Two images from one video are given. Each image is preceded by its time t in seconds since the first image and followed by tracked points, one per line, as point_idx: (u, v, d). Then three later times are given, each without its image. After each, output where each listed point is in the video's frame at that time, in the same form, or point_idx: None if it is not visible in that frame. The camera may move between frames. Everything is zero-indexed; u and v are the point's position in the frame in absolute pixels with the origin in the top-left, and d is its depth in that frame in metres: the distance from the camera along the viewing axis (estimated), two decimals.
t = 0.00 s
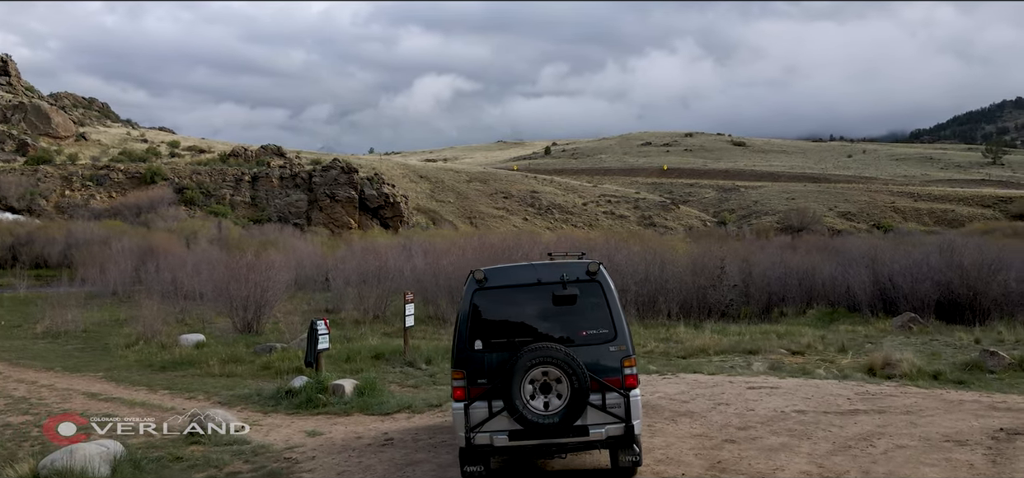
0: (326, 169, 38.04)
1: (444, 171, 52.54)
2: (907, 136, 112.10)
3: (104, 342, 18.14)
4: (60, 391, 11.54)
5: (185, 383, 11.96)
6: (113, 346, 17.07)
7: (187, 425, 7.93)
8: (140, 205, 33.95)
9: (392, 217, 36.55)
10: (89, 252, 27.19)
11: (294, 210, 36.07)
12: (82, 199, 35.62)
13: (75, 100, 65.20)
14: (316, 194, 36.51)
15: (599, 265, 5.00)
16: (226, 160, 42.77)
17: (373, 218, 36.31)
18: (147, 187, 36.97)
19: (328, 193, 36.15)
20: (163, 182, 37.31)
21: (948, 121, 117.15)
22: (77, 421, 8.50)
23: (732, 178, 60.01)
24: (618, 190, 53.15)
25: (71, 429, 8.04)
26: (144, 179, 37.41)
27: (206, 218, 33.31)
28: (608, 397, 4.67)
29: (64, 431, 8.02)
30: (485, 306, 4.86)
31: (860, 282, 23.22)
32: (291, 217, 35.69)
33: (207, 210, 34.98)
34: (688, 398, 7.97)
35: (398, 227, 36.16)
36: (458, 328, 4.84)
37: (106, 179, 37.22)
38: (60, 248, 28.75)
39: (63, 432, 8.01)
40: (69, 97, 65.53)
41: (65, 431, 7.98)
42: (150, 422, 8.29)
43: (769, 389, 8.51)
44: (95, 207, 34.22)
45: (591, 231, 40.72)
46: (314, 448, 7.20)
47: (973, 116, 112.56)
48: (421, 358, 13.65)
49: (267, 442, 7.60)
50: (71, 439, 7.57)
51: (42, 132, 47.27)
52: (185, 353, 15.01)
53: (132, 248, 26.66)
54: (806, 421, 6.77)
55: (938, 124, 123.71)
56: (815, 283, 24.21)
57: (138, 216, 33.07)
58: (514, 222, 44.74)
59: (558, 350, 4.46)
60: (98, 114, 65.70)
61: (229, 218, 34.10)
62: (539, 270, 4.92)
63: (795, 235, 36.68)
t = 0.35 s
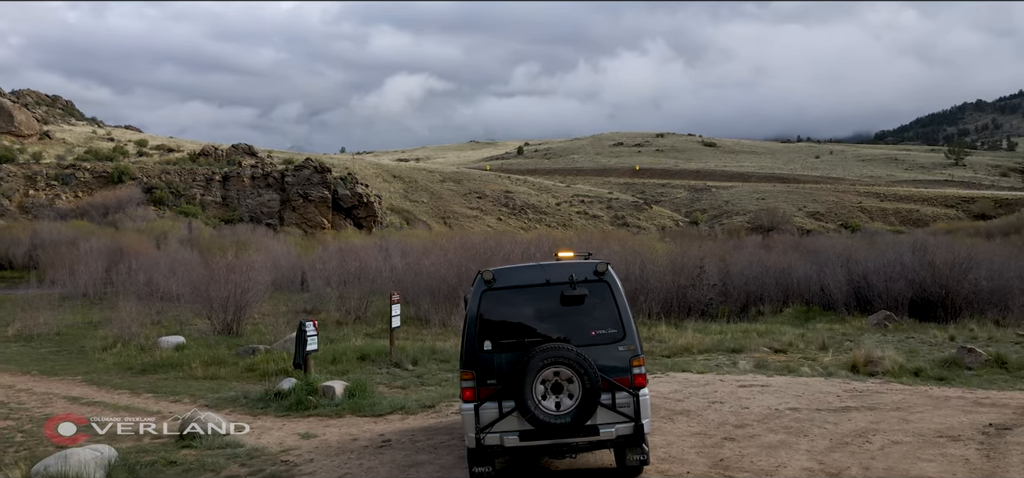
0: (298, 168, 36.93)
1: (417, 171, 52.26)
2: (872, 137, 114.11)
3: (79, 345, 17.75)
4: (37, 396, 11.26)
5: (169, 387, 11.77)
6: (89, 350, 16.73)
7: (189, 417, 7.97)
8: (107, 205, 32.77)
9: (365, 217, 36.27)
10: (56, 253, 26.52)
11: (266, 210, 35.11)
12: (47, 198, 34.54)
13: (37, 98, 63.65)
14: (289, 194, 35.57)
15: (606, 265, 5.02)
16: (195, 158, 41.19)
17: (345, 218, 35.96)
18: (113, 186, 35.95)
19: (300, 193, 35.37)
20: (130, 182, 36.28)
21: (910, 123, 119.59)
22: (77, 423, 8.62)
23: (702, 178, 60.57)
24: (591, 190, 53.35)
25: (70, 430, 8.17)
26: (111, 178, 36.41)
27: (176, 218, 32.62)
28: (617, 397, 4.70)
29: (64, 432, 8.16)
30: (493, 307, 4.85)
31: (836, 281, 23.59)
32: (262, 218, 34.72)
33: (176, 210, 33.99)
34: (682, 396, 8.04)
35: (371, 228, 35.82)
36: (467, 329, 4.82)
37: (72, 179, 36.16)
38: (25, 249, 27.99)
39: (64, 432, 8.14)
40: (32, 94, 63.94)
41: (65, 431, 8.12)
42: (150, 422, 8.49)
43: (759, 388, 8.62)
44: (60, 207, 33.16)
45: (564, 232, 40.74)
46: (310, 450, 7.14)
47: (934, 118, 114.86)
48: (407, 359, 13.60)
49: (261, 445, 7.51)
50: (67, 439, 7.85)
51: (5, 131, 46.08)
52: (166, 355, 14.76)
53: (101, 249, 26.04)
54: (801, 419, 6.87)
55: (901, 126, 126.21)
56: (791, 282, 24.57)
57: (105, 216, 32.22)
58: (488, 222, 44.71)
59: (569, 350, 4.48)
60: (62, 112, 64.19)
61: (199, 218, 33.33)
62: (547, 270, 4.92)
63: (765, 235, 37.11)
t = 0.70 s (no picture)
0: (268, 168, 36.31)
1: (389, 171, 51.96)
2: (835, 139, 116.17)
3: (50, 348, 17.33)
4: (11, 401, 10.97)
5: (149, 390, 11.57)
6: (63, 353, 16.35)
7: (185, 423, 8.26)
8: (72, 205, 31.95)
9: (337, 217, 36.00)
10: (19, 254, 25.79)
11: (235, 210, 34.50)
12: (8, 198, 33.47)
13: None
14: (259, 194, 34.99)
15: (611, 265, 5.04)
16: (162, 157, 40.37)
17: (317, 218, 35.58)
18: (77, 186, 34.98)
19: (271, 193, 34.89)
20: (95, 181, 35.35)
21: (872, 125, 122.12)
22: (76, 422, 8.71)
23: (671, 179, 61.12)
24: (563, 190, 53.53)
25: (72, 430, 8.24)
26: (75, 178, 35.43)
27: (143, 218, 31.97)
28: (625, 395, 4.73)
29: (65, 431, 8.23)
30: (499, 307, 4.86)
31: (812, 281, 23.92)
32: (231, 218, 34.12)
33: (143, 210, 33.24)
34: (675, 395, 8.11)
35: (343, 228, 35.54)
36: (475, 328, 4.82)
37: (34, 178, 34.97)
38: None
39: (64, 432, 8.22)
40: None
41: (66, 431, 8.20)
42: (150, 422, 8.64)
43: (748, 386, 8.73)
44: (23, 207, 32.20)
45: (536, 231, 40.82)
46: (305, 453, 7.07)
47: (896, 120, 117.24)
48: (392, 360, 13.53)
49: (254, 448, 7.42)
50: (67, 438, 7.97)
51: None
52: (144, 358, 14.49)
53: (66, 249, 25.40)
54: (795, 416, 6.96)
55: (864, 127, 128.74)
56: (766, 280, 24.85)
57: (69, 215, 31.41)
58: (460, 222, 44.62)
59: (578, 349, 4.51)
60: (20, 110, 62.49)
61: (167, 218, 32.69)
62: (554, 269, 4.94)
63: (733, 234, 37.56)
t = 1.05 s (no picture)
0: (238, 168, 35.62)
1: (360, 171, 51.56)
2: (800, 140, 118.04)
3: (19, 352, 16.87)
4: None
5: (130, 394, 11.35)
6: (35, 356, 15.95)
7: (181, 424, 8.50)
8: (34, 204, 31.17)
9: (308, 218, 35.08)
10: None
11: (204, 210, 33.79)
12: None
13: None
14: (228, 193, 34.27)
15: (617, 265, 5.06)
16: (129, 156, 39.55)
17: (287, 218, 34.67)
18: (40, 185, 34.08)
19: (240, 193, 34.17)
20: (59, 181, 34.48)
21: (835, 127, 124.39)
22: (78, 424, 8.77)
23: (642, 179, 61.55)
24: (534, 190, 53.64)
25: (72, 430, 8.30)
26: (38, 177, 34.50)
27: (109, 218, 31.26)
28: (633, 394, 4.77)
29: (64, 432, 8.28)
30: (508, 307, 4.86)
31: (788, 280, 24.23)
32: (200, 218, 33.41)
33: (109, 210, 32.53)
34: (668, 394, 8.17)
35: (314, 228, 34.62)
36: (483, 329, 4.81)
37: None
38: None
39: (63, 433, 8.26)
40: None
41: (65, 431, 8.25)
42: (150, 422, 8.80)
43: (737, 384, 8.84)
44: None
45: (508, 231, 40.82)
46: (300, 455, 7.00)
47: (859, 122, 119.40)
48: (377, 361, 13.43)
49: (246, 451, 7.32)
50: (68, 437, 8.10)
51: None
52: (122, 361, 14.19)
53: (30, 249, 24.73)
54: (789, 414, 7.06)
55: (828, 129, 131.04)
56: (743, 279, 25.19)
57: (32, 215, 30.55)
58: (432, 222, 44.46)
59: (589, 349, 4.54)
60: None
61: (134, 219, 32.00)
62: (562, 269, 4.95)
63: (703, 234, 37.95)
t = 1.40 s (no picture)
0: (206, 167, 35.03)
1: (331, 170, 51.04)
2: (766, 141, 119.71)
3: None
4: None
5: (110, 397, 11.14)
6: (5, 360, 15.54)
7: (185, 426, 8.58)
8: None
9: (278, 217, 34.49)
10: None
11: (172, 210, 33.23)
12: None
13: None
14: (196, 193, 33.72)
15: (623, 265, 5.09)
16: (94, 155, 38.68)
17: (257, 218, 34.17)
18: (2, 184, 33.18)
19: (209, 192, 33.64)
20: (22, 180, 33.61)
21: (800, 129, 126.42)
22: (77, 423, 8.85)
23: (613, 179, 61.89)
24: (506, 190, 53.67)
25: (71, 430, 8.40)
26: None
27: (73, 218, 30.52)
28: (641, 393, 4.80)
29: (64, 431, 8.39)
30: (515, 307, 4.86)
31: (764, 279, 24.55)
32: (167, 218, 32.85)
33: (73, 210, 31.82)
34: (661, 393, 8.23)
35: (285, 228, 34.15)
36: (491, 330, 4.80)
37: None
38: None
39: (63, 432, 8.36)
40: None
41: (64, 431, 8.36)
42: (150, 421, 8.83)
43: (727, 382, 8.93)
44: None
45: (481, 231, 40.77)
46: (295, 458, 6.92)
47: (823, 123, 121.51)
48: (361, 362, 13.32)
49: (239, 455, 7.22)
50: (69, 437, 8.12)
51: None
52: (98, 364, 13.90)
53: None
54: (782, 411, 7.16)
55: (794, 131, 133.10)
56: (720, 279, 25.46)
57: None
58: (404, 222, 44.20)
59: (598, 349, 4.57)
60: None
61: (99, 218, 31.33)
62: (568, 269, 4.96)
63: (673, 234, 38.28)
